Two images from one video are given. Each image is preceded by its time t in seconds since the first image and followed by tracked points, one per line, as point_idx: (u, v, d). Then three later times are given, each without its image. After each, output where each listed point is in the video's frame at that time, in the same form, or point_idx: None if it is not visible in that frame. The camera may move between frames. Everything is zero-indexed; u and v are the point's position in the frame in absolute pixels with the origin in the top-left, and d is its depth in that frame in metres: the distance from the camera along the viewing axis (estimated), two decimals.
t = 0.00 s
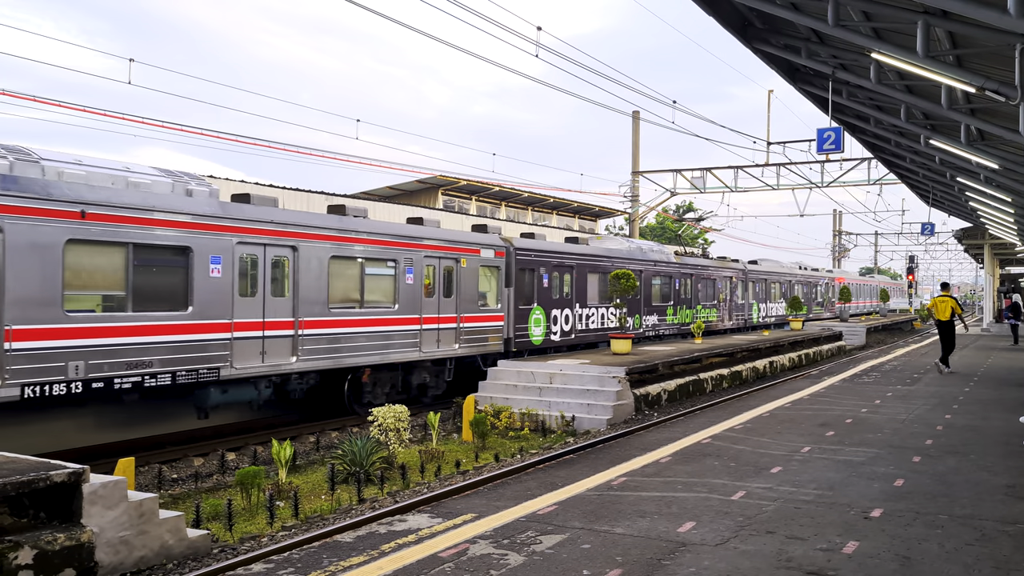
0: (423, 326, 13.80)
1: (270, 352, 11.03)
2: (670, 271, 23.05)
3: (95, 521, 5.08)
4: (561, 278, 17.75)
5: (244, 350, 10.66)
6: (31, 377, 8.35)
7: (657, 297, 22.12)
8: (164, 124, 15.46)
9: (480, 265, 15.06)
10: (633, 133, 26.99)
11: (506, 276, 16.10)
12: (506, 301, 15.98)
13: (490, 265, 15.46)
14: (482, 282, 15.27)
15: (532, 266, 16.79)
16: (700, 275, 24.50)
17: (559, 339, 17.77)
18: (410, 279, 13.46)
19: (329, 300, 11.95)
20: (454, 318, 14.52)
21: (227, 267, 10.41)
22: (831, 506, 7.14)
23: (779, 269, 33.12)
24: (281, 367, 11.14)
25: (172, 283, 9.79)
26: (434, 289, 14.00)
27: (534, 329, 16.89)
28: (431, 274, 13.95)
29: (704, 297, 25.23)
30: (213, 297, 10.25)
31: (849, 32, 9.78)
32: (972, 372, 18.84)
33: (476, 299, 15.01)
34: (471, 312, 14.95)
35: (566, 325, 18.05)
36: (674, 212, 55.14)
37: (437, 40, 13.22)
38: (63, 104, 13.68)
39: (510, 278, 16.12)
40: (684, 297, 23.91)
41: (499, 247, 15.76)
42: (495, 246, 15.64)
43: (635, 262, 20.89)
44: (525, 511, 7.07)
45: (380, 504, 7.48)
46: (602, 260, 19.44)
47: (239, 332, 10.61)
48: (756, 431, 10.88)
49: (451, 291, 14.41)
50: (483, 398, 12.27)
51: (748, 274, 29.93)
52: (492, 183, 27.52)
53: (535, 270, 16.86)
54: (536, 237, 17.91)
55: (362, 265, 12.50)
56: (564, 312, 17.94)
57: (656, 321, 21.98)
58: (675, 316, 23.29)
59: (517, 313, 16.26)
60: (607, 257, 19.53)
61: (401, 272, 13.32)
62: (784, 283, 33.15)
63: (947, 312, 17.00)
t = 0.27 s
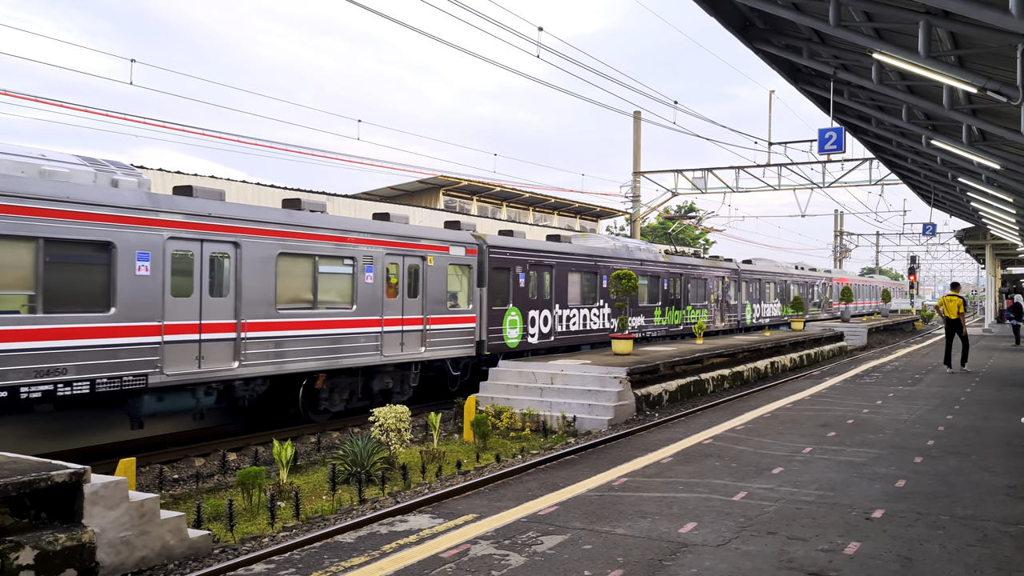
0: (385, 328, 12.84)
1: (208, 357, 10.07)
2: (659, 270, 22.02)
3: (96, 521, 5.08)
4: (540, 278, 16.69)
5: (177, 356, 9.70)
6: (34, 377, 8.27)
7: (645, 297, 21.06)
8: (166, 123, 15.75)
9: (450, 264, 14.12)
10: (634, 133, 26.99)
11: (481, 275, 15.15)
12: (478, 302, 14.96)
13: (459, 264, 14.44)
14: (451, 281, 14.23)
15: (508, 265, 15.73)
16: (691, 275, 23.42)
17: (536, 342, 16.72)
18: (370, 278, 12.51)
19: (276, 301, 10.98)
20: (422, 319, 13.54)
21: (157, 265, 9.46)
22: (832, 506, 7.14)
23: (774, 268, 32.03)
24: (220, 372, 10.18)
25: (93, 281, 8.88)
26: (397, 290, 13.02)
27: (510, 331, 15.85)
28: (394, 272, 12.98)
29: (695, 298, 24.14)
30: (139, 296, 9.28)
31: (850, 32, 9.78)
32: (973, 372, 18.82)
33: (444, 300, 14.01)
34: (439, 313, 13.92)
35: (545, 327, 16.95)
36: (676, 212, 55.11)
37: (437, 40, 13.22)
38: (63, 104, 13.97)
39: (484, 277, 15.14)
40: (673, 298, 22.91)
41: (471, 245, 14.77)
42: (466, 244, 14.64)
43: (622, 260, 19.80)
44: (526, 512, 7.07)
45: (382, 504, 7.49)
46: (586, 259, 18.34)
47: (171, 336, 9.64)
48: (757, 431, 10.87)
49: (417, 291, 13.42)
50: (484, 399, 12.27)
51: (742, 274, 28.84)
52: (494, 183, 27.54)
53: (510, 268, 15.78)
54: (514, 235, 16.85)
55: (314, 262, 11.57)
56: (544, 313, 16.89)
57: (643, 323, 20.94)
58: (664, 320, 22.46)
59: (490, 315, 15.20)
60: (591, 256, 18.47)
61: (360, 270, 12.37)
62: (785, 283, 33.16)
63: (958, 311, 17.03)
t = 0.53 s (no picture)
0: (340, 330, 11.98)
1: (135, 362, 9.19)
2: (646, 269, 21.18)
3: (96, 521, 5.08)
4: (514, 277, 15.99)
5: (98, 361, 8.82)
6: (31, 377, 8.24)
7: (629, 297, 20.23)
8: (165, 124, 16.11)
9: (413, 261, 13.30)
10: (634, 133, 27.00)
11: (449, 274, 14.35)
12: (445, 302, 14.22)
13: (424, 261, 13.67)
14: (417, 280, 13.51)
15: (480, 264, 15.04)
16: (680, 274, 22.58)
17: (511, 344, 16.04)
18: (324, 276, 11.67)
19: (215, 301, 10.12)
20: (382, 320, 12.76)
21: (73, 261, 8.60)
22: (833, 506, 7.14)
23: (767, 267, 31.20)
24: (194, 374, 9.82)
25: None
26: (356, 289, 12.23)
27: (482, 333, 15.15)
28: (351, 270, 12.17)
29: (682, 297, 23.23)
30: (53, 296, 8.44)
31: (850, 32, 9.78)
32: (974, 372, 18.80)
33: (408, 300, 13.24)
34: (402, 314, 13.14)
35: (520, 329, 16.27)
36: (676, 212, 55.10)
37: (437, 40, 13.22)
38: (61, 104, 14.43)
39: (452, 276, 14.35)
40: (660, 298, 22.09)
41: (440, 242, 14.06)
42: (432, 241, 13.92)
43: (606, 259, 19.03)
44: (527, 512, 7.07)
45: (382, 504, 7.48)
46: (566, 258, 17.61)
47: (89, 339, 8.76)
48: (758, 431, 10.87)
49: (377, 290, 12.65)
50: (485, 399, 12.28)
51: (733, 273, 27.96)
52: (494, 183, 27.54)
53: (482, 267, 15.09)
54: (489, 232, 16.15)
55: (260, 260, 10.72)
56: (519, 314, 16.21)
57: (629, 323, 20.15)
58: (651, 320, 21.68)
59: (460, 316, 14.49)
60: (573, 254, 17.74)
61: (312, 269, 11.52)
62: (786, 282, 33.15)
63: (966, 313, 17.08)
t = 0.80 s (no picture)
0: (292, 332, 11.09)
1: (51, 369, 8.29)
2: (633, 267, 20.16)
3: (97, 520, 5.08)
4: (487, 275, 15.04)
5: (7, 367, 7.92)
6: (21, 378, 8.04)
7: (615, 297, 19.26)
8: (167, 123, 15.50)
9: (374, 258, 12.42)
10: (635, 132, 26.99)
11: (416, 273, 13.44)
12: (411, 301, 13.26)
13: (386, 258, 12.74)
14: (379, 278, 12.58)
15: (450, 262, 14.07)
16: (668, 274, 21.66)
17: (485, 346, 15.09)
18: (273, 275, 10.81)
19: (146, 301, 9.23)
20: (339, 321, 11.87)
21: None
22: (833, 506, 7.13)
23: (762, 266, 30.39)
24: (183, 376, 9.60)
25: None
26: (310, 288, 11.35)
27: (453, 335, 14.17)
28: (304, 267, 11.28)
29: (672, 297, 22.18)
30: None
31: (851, 31, 9.77)
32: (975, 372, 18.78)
33: (368, 300, 12.34)
34: (362, 314, 12.24)
35: (494, 330, 15.30)
36: (677, 212, 55.07)
37: (437, 39, 13.21)
38: (65, 104, 13.75)
39: (419, 275, 13.43)
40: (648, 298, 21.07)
41: (405, 238, 13.13)
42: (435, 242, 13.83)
43: (589, 257, 18.06)
44: (528, 511, 7.06)
45: (382, 504, 7.48)
46: (546, 255, 16.65)
47: (48, 342, 8.27)
48: (758, 431, 10.87)
49: (334, 289, 11.77)
50: (485, 398, 12.28)
51: (725, 271, 26.94)
52: (495, 182, 27.54)
53: (452, 265, 14.12)
54: (463, 227, 15.18)
55: (198, 256, 9.85)
56: (493, 315, 15.25)
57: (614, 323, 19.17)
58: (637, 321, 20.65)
59: (427, 318, 13.53)
60: (553, 252, 16.79)
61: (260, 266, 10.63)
62: (787, 282, 33.12)
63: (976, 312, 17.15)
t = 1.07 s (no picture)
0: (236, 334, 10.34)
1: None
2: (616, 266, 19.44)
3: (98, 520, 5.08)
4: (458, 274, 14.39)
5: None
6: (24, 377, 8.08)
7: (595, 296, 18.61)
8: (167, 123, 15.12)
9: (330, 256, 11.69)
10: (636, 132, 26.98)
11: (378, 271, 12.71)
12: (373, 301, 12.54)
13: (344, 255, 11.99)
14: (337, 277, 11.84)
15: (418, 259, 13.40)
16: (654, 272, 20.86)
17: (457, 348, 14.43)
18: (215, 272, 10.07)
19: (66, 301, 8.47)
20: (292, 323, 11.14)
21: None
22: (834, 505, 7.13)
23: (755, 266, 29.69)
24: (180, 375, 9.62)
25: None
26: (259, 286, 10.65)
27: (421, 337, 13.49)
28: (251, 265, 10.56)
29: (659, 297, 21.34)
30: None
31: (852, 30, 9.77)
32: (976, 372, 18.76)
33: (324, 300, 11.60)
34: (317, 316, 11.50)
35: (466, 332, 14.64)
36: (678, 212, 55.03)
37: (438, 39, 13.21)
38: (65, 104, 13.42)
39: (381, 274, 12.69)
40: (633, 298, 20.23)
41: (367, 234, 12.40)
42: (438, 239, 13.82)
43: (566, 255, 17.48)
44: (529, 511, 7.07)
45: (383, 504, 7.48)
46: (520, 253, 16.07)
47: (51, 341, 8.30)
48: (759, 431, 10.86)
49: (286, 288, 11.05)
50: (486, 398, 12.27)
51: (717, 271, 26.03)
52: (496, 182, 27.55)
53: (420, 263, 13.44)
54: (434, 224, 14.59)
55: (127, 252, 9.10)
56: (465, 315, 14.61)
57: (595, 324, 18.52)
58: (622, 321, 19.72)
59: (392, 319, 12.84)
60: (528, 250, 16.24)
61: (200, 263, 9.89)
62: (787, 281, 33.12)
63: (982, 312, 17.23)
